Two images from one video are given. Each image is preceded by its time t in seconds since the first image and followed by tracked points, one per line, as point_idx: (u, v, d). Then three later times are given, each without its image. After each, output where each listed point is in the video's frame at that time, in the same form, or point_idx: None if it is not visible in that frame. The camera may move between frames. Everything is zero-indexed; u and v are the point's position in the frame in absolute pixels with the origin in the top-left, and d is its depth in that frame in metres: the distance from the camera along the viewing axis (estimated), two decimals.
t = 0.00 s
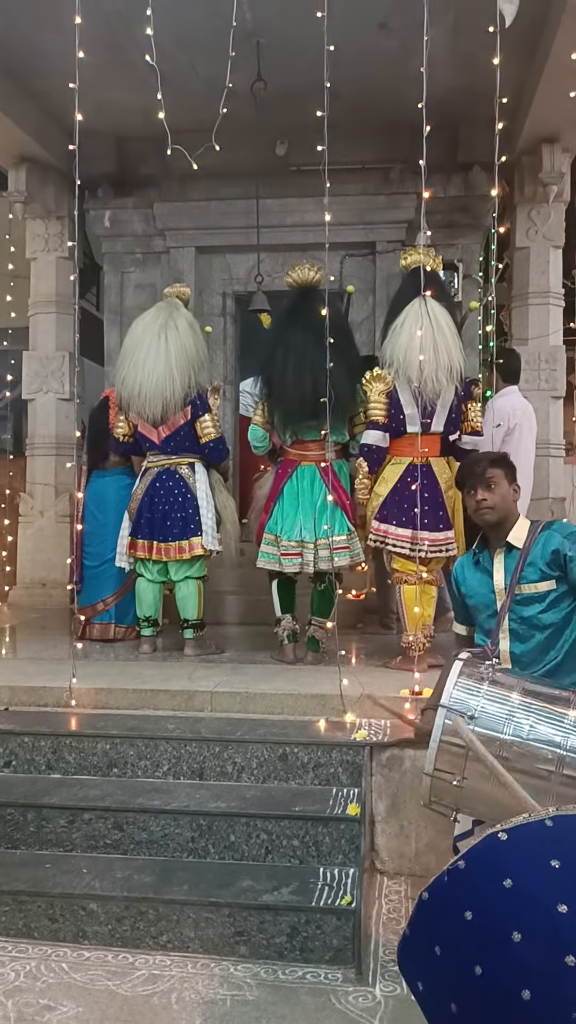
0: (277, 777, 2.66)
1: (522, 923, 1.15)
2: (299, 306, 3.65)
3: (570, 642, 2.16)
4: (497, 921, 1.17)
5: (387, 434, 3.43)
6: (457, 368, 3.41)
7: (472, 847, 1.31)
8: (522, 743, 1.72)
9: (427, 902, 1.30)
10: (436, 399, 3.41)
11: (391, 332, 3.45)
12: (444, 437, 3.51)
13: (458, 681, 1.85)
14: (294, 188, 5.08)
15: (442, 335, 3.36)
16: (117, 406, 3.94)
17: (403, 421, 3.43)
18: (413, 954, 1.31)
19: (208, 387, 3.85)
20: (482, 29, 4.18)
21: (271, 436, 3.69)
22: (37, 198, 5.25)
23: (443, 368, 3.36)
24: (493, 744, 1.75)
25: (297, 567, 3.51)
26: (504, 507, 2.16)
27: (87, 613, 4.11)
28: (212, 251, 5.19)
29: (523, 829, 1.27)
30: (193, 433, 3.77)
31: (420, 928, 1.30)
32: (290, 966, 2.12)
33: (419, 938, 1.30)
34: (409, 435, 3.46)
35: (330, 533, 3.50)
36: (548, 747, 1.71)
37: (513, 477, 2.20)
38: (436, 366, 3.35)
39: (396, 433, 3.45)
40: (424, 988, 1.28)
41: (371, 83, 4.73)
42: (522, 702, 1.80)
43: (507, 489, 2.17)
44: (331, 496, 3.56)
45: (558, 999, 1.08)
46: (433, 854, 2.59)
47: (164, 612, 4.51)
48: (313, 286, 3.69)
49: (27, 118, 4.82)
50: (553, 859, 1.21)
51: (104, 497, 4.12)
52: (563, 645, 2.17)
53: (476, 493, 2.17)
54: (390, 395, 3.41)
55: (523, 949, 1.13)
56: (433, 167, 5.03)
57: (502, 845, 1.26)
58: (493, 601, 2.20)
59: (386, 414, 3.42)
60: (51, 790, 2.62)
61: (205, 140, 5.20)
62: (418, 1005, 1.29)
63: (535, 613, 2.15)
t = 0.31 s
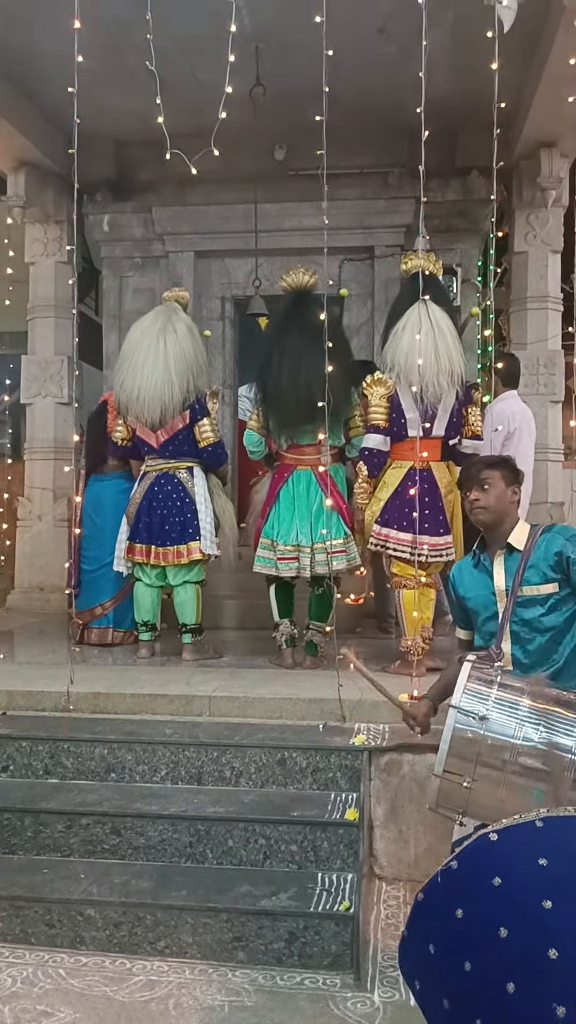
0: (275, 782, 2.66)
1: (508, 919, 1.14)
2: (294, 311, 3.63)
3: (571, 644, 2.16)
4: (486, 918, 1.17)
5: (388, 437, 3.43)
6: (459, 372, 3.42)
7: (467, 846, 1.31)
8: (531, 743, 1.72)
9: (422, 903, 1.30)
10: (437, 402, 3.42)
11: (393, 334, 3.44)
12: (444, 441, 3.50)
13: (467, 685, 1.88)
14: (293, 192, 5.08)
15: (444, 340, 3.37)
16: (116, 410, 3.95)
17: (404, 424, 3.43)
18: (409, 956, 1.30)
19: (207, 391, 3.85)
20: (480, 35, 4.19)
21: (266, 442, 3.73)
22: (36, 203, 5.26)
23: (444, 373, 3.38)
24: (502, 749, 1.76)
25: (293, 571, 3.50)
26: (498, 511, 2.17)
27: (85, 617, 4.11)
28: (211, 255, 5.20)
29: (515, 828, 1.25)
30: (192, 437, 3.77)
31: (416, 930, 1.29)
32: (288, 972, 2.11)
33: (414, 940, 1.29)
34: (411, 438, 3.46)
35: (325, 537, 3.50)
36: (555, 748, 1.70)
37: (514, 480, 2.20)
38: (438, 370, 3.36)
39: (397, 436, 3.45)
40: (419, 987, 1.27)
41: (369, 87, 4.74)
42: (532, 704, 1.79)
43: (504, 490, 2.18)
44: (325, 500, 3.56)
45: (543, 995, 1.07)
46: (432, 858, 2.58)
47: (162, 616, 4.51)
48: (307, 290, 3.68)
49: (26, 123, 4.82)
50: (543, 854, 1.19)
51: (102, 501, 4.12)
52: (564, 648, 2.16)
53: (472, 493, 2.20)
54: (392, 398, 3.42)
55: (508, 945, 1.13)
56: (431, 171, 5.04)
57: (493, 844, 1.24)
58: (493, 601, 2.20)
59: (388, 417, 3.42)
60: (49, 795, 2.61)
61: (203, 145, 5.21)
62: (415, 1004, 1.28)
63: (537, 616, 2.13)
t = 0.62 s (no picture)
0: (275, 790, 2.66)
1: (510, 946, 1.29)
2: (291, 320, 3.64)
3: (569, 655, 2.16)
4: (487, 946, 1.31)
5: (391, 446, 3.44)
6: (461, 382, 3.44)
7: (462, 872, 1.44)
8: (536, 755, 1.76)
9: (420, 929, 1.44)
10: (440, 411, 3.43)
11: (396, 343, 3.46)
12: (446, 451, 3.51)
13: (470, 695, 1.87)
14: (295, 202, 5.11)
15: (447, 350, 3.40)
16: (118, 418, 3.96)
17: (407, 433, 3.43)
18: (408, 982, 1.44)
19: (209, 399, 3.86)
20: (482, 46, 4.21)
21: (263, 450, 3.70)
22: (39, 211, 5.28)
23: (447, 382, 3.39)
24: (506, 758, 1.79)
25: (288, 579, 3.51)
26: (498, 519, 2.18)
27: (86, 624, 4.11)
28: (213, 265, 5.22)
29: (509, 852, 1.39)
30: (193, 445, 3.77)
31: (415, 956, 1.43)
32: (288, 982, 2.11)
33: (413, 963, 1.43)
34: (414, 447, 3.46)
35: (323, 545, 3.53)
36: (561, 758, 1.77)
37: (517, 490, 2.20)
38: (441, 379, 3.37)
39: (401, 446, 3.45)
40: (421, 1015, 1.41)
41: (371, 98, 4.77)
42: (535, 712, 1.83)
43: (505, 498, 2.18)
44: (322, 507, 3.58)
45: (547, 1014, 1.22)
46: (433, 868, 2.58)
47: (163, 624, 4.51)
48: (304, 299, 3.69)
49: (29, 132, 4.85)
50: (538, 878, 1.34)
51: (103, 508, 4.13)
52: (563, 658, 2.16)
53: (473, 499, 2.21)
54: (394, 407, 3.42)
55: (509, 969, 1.28)
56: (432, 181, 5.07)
57: (487, 867, 1.40)
58: (493, 609, 2.20)
59: (390, 426, 3.43)
60: (49, 802, 2.61)
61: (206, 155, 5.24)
62: None
63: (537, 624, 2.14)
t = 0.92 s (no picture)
0: (279, 802, 2.66)
1: (523, 952, 1.26)
2: (289, 334, 3.63)
3: (572, 670, 2.16)
4: (501, 950, 1.29)
5: (396, 458, 3.46)
6: (467, 395, 3.44)
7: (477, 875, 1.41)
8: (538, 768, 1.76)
9: (435, 931, 1.41)
10: (446, 424, 3.43)
11: (402, 357, 3.48)
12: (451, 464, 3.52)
13: (470, 708, 1.88)
14: (300, 216, 5.15)
15: (453, 363, 3.40)
16: (123, 429, 3.98)
17: (412, 446, 3.45)
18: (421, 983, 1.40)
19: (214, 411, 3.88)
20: (486, 62, 4.25)
21: (262, 460, 3.73)
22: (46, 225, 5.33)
23: (453, 395, 3.40)
24: (508, 771, 1.80)
25: (285, 589, 3.53)
26: (502, 531, 2.19)
27: (90, 635, 4.12)
28: (218, 278, 5.25)
29: (525, 859, 1.37)
30: (198, 457, 3.79)
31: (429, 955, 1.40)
32: (292, 995, 2.10)
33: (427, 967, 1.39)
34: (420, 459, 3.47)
35: (323, 557, 3.52)
36: (562, 769, 1.77)
37: (522, 502, 2.20)
38: (447, 392, 3.38)
39: (406, 458, 3.47)
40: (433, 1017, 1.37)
41: (376, 113, 4.81)
42: (534, 724, 1.84)
43: (511, 511, 2.19)
44: (321, 519, 3.58)
45: None
46: (437, 881, 2.57)
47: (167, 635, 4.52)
48: (302, 311, 3.64)
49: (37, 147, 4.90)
50: (554, 885, 1.31)
51: (108, 519, 4.14)
52: (566, 673, 2.15)
53: (478, 510, 2.22)
54: (400, 421, 3.44)
55: (523, 977, 1.25)
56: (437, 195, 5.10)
57: (505, 874, 1.36)
58: (496, 624, 2.20)
59: (395, 439, 3.45)
60: (54, 814, 2.61)
61: (212, 169, 5.28)
62: None
63: (540, 638, 2.14)
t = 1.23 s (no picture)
0: (283, 816, 2.65)
1: (528, 989, 1.05)
2: (285, 349, 3.65)
3: (572, 685, 2.14)
4: (505, 991, 1.07)
5: (400, 472, 3.46)
6: (471, 410, 3.47)
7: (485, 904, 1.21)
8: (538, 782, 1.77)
9: (441, 960, 1.21)
10: (449, 438, 3.45)
11: (406, 370, 3.49)
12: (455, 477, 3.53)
13: (471, 723, 1.89)
14: (303, 231, 5.19)
15: (458, 379, 3.43)
16: (127, 443, 4.00)
17: (416, 460, 3.45)
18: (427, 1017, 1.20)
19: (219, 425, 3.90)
20: (488, 79, 4.29)
21: (261, 475, 3.71)
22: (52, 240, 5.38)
23: (458, 410, 3.42)
24: (509, 786, 1.80)
25: (283, 602, 3.54)
26: (505, 547, 2.20)
27: (94, 648, 4.13)
28: (222, 292, 5.29)
29: (537, 887, 1.16)
30: (202, 471, 3.80)
31: (434, 986, 1.20)
32: (296, 1011, 2.10)
33: (431, 999, 1.19)
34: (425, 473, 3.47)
35: (321, 571, 3.53)
36: (562, 785, 1.76)
37: (526, 518, 2.22)
38: (451, 407, 3.41)
39: (410, 472, 3.47)
40: None
41: (378, 130, 4.86)
42: (535, 738, 1.84)
43: (514, 527, 2.20)
44: (318, 533, 3.59)
45: None
46: (442, 896, 2.56)
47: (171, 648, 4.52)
48: (299, 325, 3.65)
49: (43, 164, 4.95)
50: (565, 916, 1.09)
51: (112, 533, 4.15)
52: (565, 688, 2.14)
53: (481, 524, 2.22)
54: (404, 434, 3.45)
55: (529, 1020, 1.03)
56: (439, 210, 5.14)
57: (514, 904, 1.16)
58: (496, 638, 2.21)
59: (399, 453, 3.45)
60: (57, 828, 2.61)
61: (217, 184, 5.33)
62: None
63: (541, 652, 2.14)
